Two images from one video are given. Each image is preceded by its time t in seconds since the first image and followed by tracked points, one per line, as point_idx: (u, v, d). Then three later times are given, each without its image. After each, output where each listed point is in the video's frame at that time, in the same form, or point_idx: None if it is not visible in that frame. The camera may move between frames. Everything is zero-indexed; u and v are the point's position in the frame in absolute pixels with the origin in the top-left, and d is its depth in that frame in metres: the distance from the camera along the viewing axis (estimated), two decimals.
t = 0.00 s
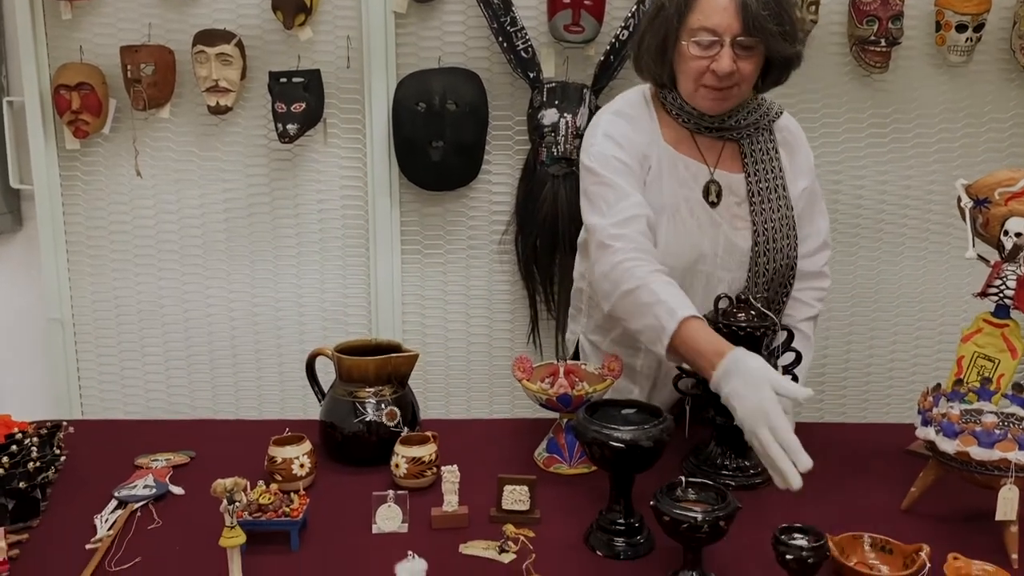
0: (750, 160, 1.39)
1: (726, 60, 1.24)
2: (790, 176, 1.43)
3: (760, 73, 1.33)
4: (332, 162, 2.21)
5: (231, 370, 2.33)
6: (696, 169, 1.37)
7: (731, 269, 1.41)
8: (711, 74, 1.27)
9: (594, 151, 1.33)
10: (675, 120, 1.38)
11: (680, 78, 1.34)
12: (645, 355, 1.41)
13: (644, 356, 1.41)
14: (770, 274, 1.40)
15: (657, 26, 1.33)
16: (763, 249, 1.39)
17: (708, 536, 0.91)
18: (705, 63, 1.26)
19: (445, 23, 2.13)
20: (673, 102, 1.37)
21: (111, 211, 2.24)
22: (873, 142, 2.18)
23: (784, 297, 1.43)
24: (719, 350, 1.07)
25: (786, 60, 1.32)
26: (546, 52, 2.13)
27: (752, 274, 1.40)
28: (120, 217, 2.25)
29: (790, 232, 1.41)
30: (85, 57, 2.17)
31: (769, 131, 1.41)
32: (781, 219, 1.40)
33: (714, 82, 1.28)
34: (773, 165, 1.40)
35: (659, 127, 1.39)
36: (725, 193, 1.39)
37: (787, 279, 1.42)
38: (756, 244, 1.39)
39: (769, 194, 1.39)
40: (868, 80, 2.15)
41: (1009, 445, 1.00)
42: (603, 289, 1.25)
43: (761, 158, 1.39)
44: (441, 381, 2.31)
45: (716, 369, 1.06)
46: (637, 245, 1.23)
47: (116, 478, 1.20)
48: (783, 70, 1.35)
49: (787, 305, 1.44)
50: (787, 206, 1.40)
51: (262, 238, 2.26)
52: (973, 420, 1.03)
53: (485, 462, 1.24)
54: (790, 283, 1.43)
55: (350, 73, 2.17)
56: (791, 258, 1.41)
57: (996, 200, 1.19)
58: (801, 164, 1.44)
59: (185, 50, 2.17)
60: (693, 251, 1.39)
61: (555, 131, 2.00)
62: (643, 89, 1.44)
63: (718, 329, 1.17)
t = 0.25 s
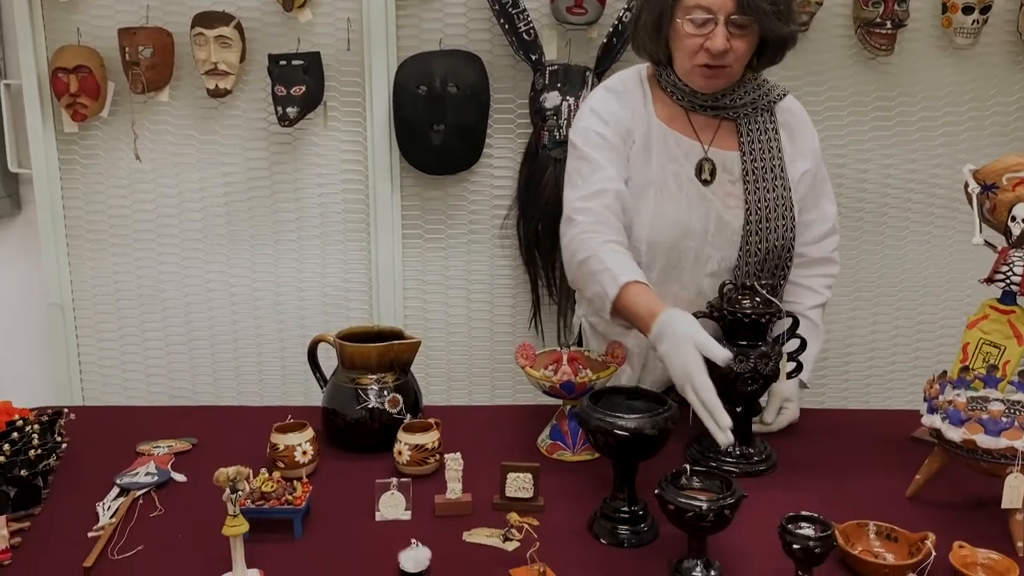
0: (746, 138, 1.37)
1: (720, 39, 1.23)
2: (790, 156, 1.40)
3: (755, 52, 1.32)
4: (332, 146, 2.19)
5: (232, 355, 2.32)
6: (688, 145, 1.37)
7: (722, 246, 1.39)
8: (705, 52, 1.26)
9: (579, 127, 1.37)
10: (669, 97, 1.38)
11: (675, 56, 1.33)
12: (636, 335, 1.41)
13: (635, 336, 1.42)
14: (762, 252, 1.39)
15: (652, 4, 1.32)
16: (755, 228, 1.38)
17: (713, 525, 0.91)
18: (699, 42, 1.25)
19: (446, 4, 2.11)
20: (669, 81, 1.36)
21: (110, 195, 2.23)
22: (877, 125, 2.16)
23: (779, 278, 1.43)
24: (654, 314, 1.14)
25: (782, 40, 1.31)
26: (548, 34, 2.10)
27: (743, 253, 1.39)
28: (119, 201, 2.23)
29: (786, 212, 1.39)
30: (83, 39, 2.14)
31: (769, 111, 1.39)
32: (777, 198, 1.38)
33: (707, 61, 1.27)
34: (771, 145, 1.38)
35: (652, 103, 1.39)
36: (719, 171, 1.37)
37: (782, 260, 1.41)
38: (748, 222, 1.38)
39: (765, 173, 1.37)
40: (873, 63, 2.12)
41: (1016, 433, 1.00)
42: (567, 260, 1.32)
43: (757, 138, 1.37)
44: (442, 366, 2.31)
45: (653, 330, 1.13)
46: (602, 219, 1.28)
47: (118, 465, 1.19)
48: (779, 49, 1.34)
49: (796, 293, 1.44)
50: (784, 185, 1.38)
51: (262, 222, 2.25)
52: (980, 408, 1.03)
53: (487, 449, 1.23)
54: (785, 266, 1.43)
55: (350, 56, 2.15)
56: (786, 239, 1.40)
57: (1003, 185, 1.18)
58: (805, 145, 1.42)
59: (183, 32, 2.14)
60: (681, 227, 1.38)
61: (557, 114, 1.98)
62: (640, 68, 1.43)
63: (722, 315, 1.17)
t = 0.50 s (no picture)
0: (742, 109, 1.35)
1: (714, 5, 1.22)
2: (787, 131, 1.37)
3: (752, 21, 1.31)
4: (330, 123, 2.17)
5: (231, 334, 2.31)
6: (680, 115, 1.35)
7: (711, 217, 1.37)
8: (699, 20, 1.25)
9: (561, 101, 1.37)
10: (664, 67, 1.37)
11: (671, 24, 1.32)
12: (627, 304, 1.41)
13: (627, 307, 1.42)
14: (755, 224, 1.37)
15: None
16: (746, 200, 1.36)
17: (717, 506, 0.90)
18: (693, 9, 1.25)
19: None
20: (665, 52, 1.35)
21: (106, 172, 2.20)
22: (882, 102, 2.14)
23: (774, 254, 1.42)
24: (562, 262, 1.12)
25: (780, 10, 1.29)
26: (549, 9, 2.07)
27: (733, 225, 1.37)
28: (115, 179, 2.21)
29: (781, 185, 1.36)
30: (77, 14, 2.11)
31: (767, 85, 1.36)
32: (771, 170, 1.35)
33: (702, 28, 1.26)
34: (768, 118, 1.35)
35: (644, 74, 1.37)
36: (711, 141, 1.36)
37: (776, 235, 1.40)
38: (739, 193, 1.36)
39: (759, 144, 1.35)
40: (879, 38, 2.09)
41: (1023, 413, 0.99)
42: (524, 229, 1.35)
43: (752, 110, 1.35)
44: (442, 345, 2.30)
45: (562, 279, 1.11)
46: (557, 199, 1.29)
47: (115, 445, 1.18)
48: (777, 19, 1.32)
49: (801, 272, 1.41)
50: (779, 158, 1.35)
51: (260, 201, 2.23)
52: (986, 388, 1.02)
53: (487, 429, 1.22)
54: (781, 241, 1.41)
55: (348, 32, 2.11)
56: (781, 212, 1.38)
57: (1012, 162, 1.16)
58: (805, 119, 1.38)
59: (178, 7, 2.11)
60: (668, 196, 1.36)
61: (558, 90, 1.95)
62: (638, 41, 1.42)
63: (726, 295, 1.15)
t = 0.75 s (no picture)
0: (743, 82, 1.32)
1: None
2: (788, 106, 1.35)
3: None
4: (326, 101, 2.13)
5: (227, 315, 2.29)
6: (679, 87, 1.33)
7: (711, 190, 1.34)
8: None
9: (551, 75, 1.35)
10: (663, 38, 1.34)
11: None
12: (626, 280, 1.40)
13: (625, 283, 1.40)
14: (755, 198, 1.35)
15: None
16: (746, 174, 1.33)
17: (717, 492, 0.88)
18: None
19: None
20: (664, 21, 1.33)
21: (99, 152, 2.17)
22: (886, 81, 2.10)
23: (774, 230, 1.40)
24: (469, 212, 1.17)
25: None
26: None
27: (733, 200, 1.35)
28: (108, 158, 2.18)
29: (782, 159, 1.34)
30: None
31: (769, 59, 1.33)
32: (772, 144, 1.33)
33: None
34: (769, 92, 1.33)
35: (643, 46, 1.34)
36: (711, 114, 1.33)
37: (776, 211, 1.38)
38: (739, 167, 1.33)
39: (759, 118, 1.33)
40: (883, 15, 2.05)
41: None
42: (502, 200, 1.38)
43: (754, 83, 1.32)
44: (440, 326, 2.28)
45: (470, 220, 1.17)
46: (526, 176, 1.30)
47: (106, 428, 1.16)
48: None
49: (813, 247, 1.38)
50: (780, 132, 1.33)
51: (255, 180, 2.20)
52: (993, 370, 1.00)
53: (484, 412, 1.20)
54: (781, 216, 1.39)
55: (342, 8, 2.07)
56: (782, 187, 1.35)
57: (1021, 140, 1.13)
58: (808, 95, 1.35)
59: None
60: (667, 168, 1.33)
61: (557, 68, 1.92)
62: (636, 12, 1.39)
63: (727, 276, 1.13)
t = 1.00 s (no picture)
0: (739, 49, 1.28)
1: None
2: (788, 77, 1.30)
3: None
4: (317, 74, 2.08)
5: (218, 294, 2.25)
6: (672, 53, 1.28)
7: (700, 160, 1.30)
8: None
9: (543, 42, 1.32)
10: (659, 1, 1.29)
11: None
12: (612, 252, 1.36)
13: (612, 255, 1.36)
14: (747, 169, 1.30)
15: None
16: (738, 144, 1.29)
17: (713, 477, 0.85)
18: None
19: None
20: None
21: (85, 127, 2.12)
22: (891, 53, 2.04)
23: (768, 205, 1.35)
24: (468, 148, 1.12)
25: None
26: None
27: (724, 170, 1.31)
28: (95, 134, 2.13)
29: (777, 130, 1.29)
30: None
31: (768, 26, 1.28)
32: (767, 114, 1.29)
33: None
34: (767, 61, 1.28)
35: (637, 11, 1.30)
36: (704, 81, 1.29)
37: (770, 183, 1.33)
38: (731, 137, 1.29)
39: (755, 86, 1.28)
40: None
41: None
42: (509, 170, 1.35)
43: (750, 50, 1.28)
44: (435, 305, 2.25)
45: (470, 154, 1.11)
46: (526, 148, 1.28)
47: (86, 411, 1.13)
48: None
49: (815, 230, 1.33)
50: (776, 102, 1.29)
51: (245, 156, 2.15)
52: (1001, 350, 0.96)
53: (476, 393, 1.17)
54: (776, 189, 1.34)
55: None
56: (776, 159, 1.31)
57: None
58: (810, 65, 1.30)
59: None
60: (655, 137, 1.29)
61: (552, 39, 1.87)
62: None
63: (726, 253, 1.09)
